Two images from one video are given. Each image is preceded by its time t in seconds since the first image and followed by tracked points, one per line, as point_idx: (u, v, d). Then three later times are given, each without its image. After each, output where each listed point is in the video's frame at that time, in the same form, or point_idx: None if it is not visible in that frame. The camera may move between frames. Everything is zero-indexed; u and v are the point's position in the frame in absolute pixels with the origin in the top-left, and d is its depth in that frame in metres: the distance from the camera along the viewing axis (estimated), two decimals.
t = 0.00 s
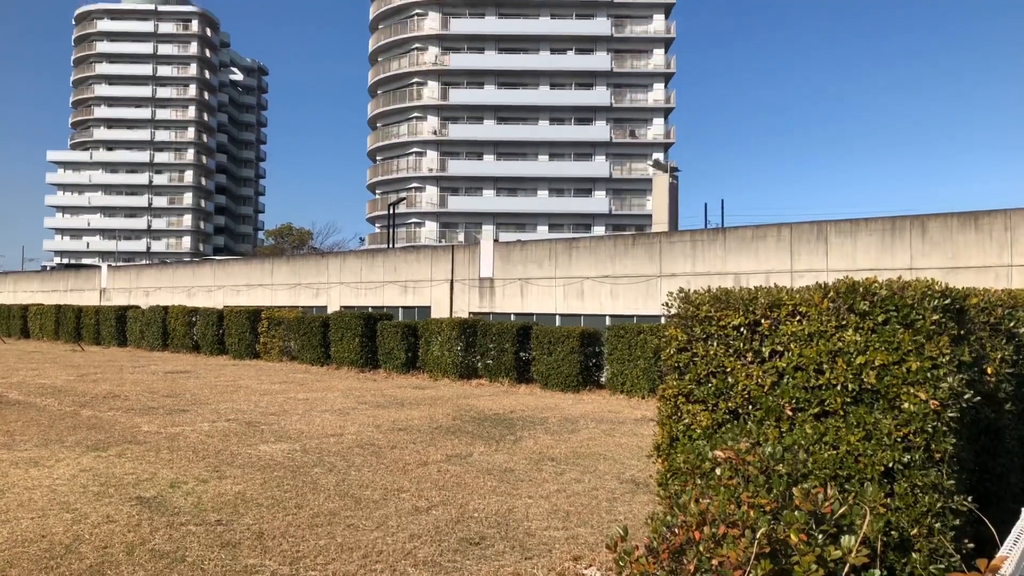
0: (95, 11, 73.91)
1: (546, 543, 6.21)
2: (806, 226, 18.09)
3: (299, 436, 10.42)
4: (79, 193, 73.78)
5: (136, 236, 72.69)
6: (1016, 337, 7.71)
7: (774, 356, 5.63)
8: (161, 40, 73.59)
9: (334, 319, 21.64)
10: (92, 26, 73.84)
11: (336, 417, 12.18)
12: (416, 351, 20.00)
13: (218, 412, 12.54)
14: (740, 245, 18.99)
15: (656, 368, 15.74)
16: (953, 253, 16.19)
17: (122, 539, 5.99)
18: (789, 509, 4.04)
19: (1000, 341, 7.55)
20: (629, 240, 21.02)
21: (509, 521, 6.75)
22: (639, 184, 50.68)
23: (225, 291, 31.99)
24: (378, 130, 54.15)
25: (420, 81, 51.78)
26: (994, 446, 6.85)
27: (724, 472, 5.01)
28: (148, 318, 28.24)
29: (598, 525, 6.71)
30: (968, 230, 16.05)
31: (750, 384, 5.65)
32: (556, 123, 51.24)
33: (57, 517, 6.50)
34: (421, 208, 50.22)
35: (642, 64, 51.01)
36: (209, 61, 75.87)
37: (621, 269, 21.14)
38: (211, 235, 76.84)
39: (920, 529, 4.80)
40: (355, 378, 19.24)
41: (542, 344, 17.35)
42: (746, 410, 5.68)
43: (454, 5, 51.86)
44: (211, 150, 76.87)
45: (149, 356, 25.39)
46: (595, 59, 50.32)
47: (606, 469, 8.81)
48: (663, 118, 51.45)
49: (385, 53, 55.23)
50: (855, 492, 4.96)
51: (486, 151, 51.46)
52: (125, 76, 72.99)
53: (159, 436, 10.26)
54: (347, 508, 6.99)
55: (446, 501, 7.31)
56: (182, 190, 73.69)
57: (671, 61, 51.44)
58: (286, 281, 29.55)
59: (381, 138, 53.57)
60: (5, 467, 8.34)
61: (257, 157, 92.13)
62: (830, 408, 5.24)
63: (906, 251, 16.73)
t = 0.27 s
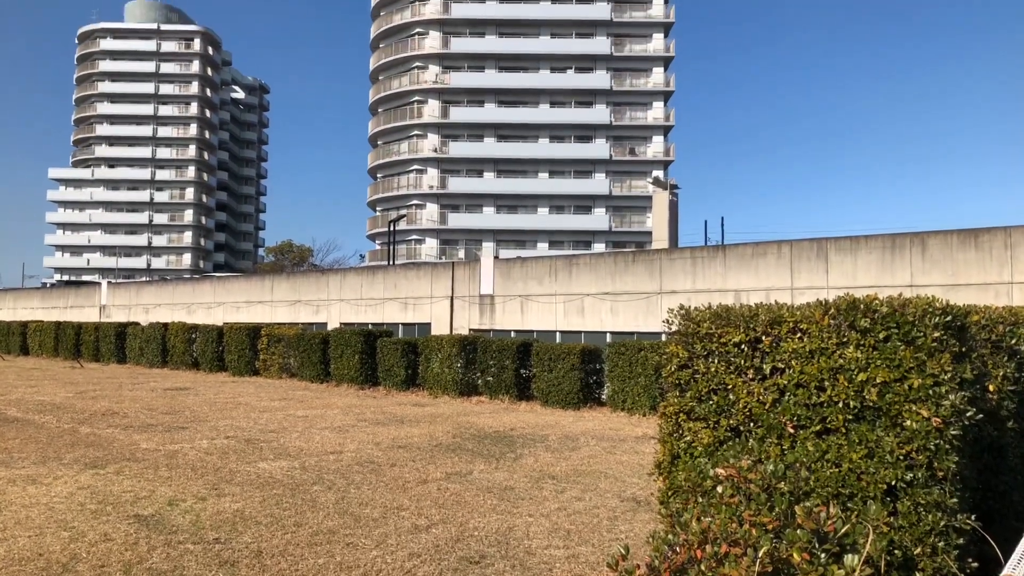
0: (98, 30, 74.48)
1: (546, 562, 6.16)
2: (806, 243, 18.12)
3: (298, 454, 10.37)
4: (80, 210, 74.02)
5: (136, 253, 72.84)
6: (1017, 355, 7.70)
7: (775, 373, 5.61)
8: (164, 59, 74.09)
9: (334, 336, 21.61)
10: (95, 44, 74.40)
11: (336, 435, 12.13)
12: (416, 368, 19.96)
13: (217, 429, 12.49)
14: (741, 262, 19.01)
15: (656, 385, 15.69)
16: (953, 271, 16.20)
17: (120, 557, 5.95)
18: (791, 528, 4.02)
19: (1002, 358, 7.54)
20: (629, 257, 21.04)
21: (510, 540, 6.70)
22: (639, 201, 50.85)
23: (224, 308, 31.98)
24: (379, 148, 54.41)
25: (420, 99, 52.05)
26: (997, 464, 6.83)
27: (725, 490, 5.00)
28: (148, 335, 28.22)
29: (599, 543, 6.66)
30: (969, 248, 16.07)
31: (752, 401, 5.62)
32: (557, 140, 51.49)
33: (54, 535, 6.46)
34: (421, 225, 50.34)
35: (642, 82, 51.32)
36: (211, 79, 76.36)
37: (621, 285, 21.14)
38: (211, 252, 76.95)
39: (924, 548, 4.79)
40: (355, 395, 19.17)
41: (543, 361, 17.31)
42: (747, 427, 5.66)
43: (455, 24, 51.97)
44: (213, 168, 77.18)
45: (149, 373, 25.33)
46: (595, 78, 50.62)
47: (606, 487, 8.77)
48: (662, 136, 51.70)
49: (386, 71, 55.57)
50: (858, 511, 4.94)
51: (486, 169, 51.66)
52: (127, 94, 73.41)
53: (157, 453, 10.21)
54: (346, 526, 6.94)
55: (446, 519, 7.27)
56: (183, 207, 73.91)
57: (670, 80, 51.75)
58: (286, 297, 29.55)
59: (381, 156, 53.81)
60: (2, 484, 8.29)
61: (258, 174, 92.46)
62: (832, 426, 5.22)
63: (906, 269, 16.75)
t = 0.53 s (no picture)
0: (101, 44, 74.92)
1: None
2: (806, 256, 18.13)
3: (298, 467, 10.35)
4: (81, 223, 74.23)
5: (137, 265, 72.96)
6: (1018, 367, 7.69)
7: (775, 386, 5.61)
8: (166, 72, 74.45)
9: (334, 348, 21.58)
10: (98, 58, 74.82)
11: (335, 448, 12.09)
12: (415, 381, 19.93)
13: (216, 442, 12.45)
14: (741, 275, 19.01)
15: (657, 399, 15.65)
16: (954, 283, 16.21)
17: (117, 571, 5.92)
18: (791, 542, 4.01)
19: (1003, 372, 7.53)
20: (629, 269, 21.05)
21: (509, 554, 6.66)
22: (639, 214, 50.96)
23: (224, 320, 31.97)
24: (380, 161, 54.61)
25: (421, 112, 52.25)
26: (999, 477, 6.79)
27: (727, 504, 4.99)
28: (148, 347, 28.18)
29: (599, 558, 6.62)
30: (969, 261, 16.10)
31: (751, 414, 5.62)
32: (557, 153, 51.67)
33: (52, 550, 6.43)
34: (422, 238, 50.42)
35: (642, 95, 51.53)
36: (213, 92, 76.70)
37: (621, 298, 21.15)
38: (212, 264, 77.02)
39: (926, 563, 4.79)
40: (355, 408, 19.10)
41: (543, 375, 17.28)
42: (748, 441, 5.64)
43: (455, 38, 52.19)
44: (214, 180, 77.40)
45: (149, 386, 25.27)
46: (595, 91, 50.82)
47: (607, 501, 8.73)
48: (662, 149, 51.88)
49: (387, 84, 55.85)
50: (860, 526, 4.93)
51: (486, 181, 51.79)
52: (129, 108, 73.73)
53: (156, 467, 10.18)
54: (345, 540, 6.92)
55: (446, 533, 7.23)
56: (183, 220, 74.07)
57: (670, 93, 51.97)
58: (286, 310, 29.55)
59: (382, 169, 53.97)
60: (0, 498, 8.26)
61: (259, 187, 92.69)
62: (833, 439, 5.20)
63: (906, 282, 16.76)
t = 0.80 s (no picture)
0: (102, 60, 75.34)
1: None
2: (805, 271, 18.15)
3: (296, 483, 10.28)
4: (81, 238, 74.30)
5: (136, 280, 72.97)
6: (1019, 382, 7.69)
7: (776, 401, 5.60)
8: (167, 88, 74.82)
9: (333, 364, 21.55)
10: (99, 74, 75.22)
11: (334, 464, 12.02)
12: (414, 397, 19.87)
13: (215, 458, 12.39)
14: (740, 289, 19.03)
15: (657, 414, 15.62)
16: (953, 298, 16.23)
17: None
18: (793, 559, 4.00)
19: (1004, 386, 7.52)
20: (629, 284, 21.06)
21: (509, 571, 6.61)
22: (639, 229, 51.07)
23: (224, 335, 31.91)
24: (379, 176, 54.79)
25: (421, 128, 52.47)
26: (1001, 492, 6.76)
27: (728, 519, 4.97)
28: (147, 362, 28.12)
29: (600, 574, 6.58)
30: (968, 275, 16.12)
31: (752, 429, 5.60)
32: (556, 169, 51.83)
33: (48, 567, 6.38)
34: (421, 253, 50.49)
35: (641, 111, 51.80)
36: (214, 108, 77.03)
37: (621, 313, 21.13)
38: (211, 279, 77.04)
39: None
40: (354, 424, 19.02)
41: (542, 390, 17.24)
42: (749, 456, 5.62)
43: (455, 54, 52.48)
44: (213, 196, 77.58)
45: (147, 402, 25.19)
46: (594, 107, 51.10)
47: (607, 517, 8.67)
48: (661, 164, 52.09)
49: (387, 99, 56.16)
50: (862, 543, 4.91)
51: (486, 197, 51.94)
52: (129, 123, 74.01)
53: (154, 483, 10.12)
54: (343, 556, 6.87)
55: (445, 550, 7.19)
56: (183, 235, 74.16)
57: (669, 109, 52.24)
58: (285, 325, 29.51)
59: (382, 184, 54.12)
60: None
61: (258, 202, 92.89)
62: (833, 454, 5.19)
63: (906, 296, 16.76)
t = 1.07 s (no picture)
0: (103, 76, 75.70)
1: None
2: (805, 286, 18.17)
3: (294, 499, 10.22)
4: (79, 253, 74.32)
5: (135, 295, 72.91)
6: (1020, 398, 7.69)
7: (776, 416, 5.58)
8: (167, 104, 75.13)
9: (331, 379, 21.48)
10: (100, 90, 75.56)
11: (333, 480, 11.96)
12: (413, 413, 19.80)
13: (212, 474, 12.31)
14: (739, 304, 19.03)
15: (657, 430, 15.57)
16: (952, 313, 16.24)
17: None
18: None
19: (1005, 401, 7.52)
20: (628, 299, 21.06)
21: None
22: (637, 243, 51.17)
23: (222, 350, 31.84)
24: (379, 191, 54.94)
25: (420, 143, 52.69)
26: (1003, 508, 6.73)
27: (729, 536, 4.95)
28: (144, 378, 28.02)
29: None
30: (967, 289, 16.14)
31: (753, 444, 5.58)
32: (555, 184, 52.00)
33: None
34: (420, 268, 50.56)
35: (639, 127, 52.05)
36: (213, 124, 77.32)
37: (621, 328, 21.12)
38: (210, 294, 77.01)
39: None
40: (352, 440, 18.94)
41: (542, 406, 17.18)
42: (749, 471, 5.60)
43: (454, 70, 52.76)
44: (212, 211, 77.70)
45: (144, 417, 25.07)
46: (593, 122, 51.36)
47: (607, 534, 8.61)
48: (659, 179, 52.28)
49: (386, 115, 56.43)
50: (864, 559, 4.90)
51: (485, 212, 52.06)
52: (129, 139, 74.25)
53: (151, 499, 10.06)
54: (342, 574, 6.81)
55: (444, 566, 7.13)
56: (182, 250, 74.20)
57: (667, 124, 52.51)
58: (284, 340, 29.45)
59: (381, 199, 54.27)
60: None
61: (258, 217, 93.00)
62: (834, 470, 5.17)
63: (905, 311, 16.76)
